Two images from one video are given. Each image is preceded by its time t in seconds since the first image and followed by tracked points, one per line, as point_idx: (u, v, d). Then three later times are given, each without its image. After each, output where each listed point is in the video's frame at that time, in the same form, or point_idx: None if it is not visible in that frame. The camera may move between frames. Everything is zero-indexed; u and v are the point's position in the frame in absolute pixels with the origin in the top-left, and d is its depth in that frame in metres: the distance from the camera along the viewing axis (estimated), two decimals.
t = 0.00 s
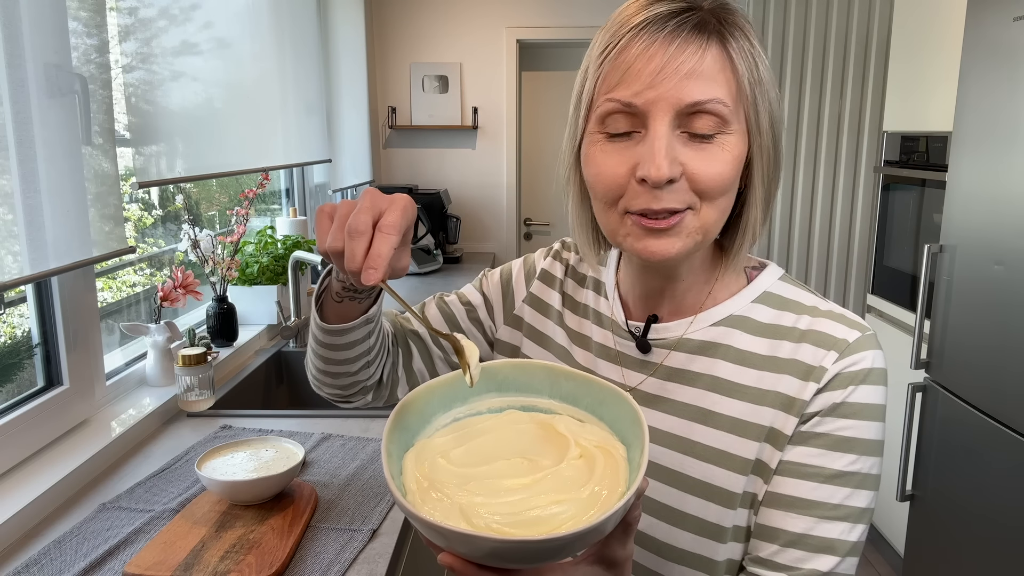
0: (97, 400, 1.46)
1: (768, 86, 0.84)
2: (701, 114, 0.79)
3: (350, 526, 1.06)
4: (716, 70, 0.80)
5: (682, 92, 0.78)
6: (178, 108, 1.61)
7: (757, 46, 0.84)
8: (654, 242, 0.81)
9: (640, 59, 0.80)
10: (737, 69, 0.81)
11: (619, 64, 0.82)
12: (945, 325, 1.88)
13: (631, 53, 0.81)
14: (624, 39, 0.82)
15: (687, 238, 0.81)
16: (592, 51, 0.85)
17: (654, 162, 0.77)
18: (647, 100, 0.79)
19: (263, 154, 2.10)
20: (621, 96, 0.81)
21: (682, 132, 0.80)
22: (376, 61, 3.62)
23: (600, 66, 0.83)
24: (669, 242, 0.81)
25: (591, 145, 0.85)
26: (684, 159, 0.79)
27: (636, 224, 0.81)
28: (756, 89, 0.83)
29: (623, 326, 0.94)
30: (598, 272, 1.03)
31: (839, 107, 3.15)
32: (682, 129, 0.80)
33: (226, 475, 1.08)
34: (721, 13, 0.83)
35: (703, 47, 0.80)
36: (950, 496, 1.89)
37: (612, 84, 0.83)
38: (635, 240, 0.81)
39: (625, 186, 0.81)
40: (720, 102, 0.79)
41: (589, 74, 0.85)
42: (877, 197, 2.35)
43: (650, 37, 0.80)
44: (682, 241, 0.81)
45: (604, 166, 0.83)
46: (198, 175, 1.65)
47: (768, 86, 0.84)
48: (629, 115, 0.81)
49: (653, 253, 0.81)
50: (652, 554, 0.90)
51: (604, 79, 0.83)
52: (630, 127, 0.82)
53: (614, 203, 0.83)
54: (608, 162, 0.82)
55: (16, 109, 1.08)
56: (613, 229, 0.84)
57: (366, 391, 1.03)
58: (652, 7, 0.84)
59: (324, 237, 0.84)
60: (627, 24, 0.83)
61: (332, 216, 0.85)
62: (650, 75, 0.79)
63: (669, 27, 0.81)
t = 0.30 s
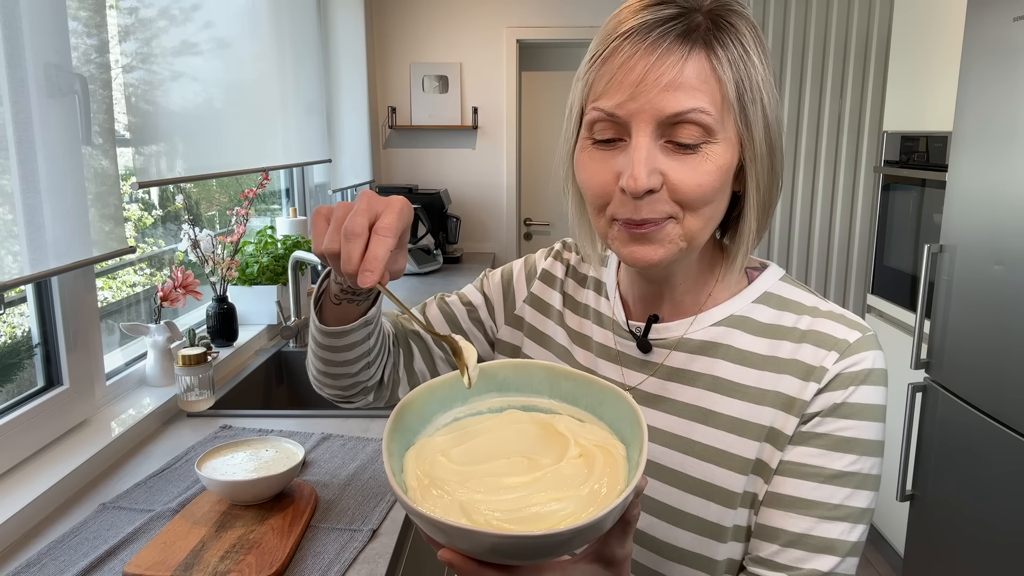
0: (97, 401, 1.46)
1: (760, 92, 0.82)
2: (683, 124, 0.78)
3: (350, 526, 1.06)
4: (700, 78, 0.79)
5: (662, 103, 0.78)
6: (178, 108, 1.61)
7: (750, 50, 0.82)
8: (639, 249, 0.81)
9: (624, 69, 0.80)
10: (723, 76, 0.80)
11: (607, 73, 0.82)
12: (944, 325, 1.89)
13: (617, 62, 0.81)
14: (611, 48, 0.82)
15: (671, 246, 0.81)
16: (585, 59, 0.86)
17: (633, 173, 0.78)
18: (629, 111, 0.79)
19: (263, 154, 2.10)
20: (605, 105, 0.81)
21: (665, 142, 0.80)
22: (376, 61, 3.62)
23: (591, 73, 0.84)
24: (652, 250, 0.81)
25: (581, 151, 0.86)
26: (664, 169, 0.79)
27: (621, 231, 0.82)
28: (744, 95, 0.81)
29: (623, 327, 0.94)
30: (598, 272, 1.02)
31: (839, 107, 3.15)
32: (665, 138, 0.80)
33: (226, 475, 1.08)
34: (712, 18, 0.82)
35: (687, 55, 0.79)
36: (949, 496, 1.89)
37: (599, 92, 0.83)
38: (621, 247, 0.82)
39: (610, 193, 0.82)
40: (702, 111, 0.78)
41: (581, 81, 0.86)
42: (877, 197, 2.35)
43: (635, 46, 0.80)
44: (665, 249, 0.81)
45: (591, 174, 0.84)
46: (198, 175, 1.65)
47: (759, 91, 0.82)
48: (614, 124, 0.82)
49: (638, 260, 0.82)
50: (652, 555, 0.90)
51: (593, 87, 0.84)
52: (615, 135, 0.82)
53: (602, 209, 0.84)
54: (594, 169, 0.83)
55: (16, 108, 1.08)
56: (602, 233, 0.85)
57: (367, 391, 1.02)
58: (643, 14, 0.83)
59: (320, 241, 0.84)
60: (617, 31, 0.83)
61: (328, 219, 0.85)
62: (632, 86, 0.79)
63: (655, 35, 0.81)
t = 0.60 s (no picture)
0: (97, 401, 1.46)
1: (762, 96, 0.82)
2: (682, 123, 0.79)
3: (350, 526, 1.06)
4: (701, 79, 0.79)
5: (663, 102, 0.78)
6: (178, 108, 1.61)
7: (755, 54, 0.82)
8: (636, 247, 0.82)
9: (626, 66, 0.80)
10: (725, 79, 0.80)
11: (610, 70, 0.83)
12: (944, 325, 1.89)
13: (620, 60, 0.82)
14: (616, 45, 0.82)
15: (665, 247, 0.81)
16: (590, 56, 0.86)
17: (629, 170, 0.78)
18: (629, 108, 0.79)
19: (263, 154, 2.10)
20: (607, 101, 0.82)
21: (664, 141, 0.80)
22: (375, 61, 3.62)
23: (595, 70, 0.85)
24: (646, 250, 0.82)
25: (583, 147, 0.86)
26: (662, 167, 0.78)
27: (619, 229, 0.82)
28: (746, 98, 0.81)
29: (625, 324, 0.93)
30: (600, 272, 1.03)
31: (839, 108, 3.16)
32: (664, 137, 0.80)
33: (226, 475, 1.08)
34: (719, 21, 0.82)
35: (689, 55, 0.79)
36: (949, 496, 1.89)
37: (602, 89, 0.83)
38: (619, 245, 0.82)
39: (609, 189, 0.82)
40: (701, 111, 0.78)
41: (585, 77, 0.86)
42: (877, 197, 2.36)
43: (639, 44, 0.81)
44: (659, 249, 0.81)
45: (590, 170, 0.84)
46: (198, 175, 1.65)
47: (761, 94, 0.82)
48: (615, 120, 0.82)
49: (632, 259, 0.82)
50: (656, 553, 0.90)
51: (597, 83, 0.84)
52: (616, 132, 0.82)
53: (602, 205, 0.84)
54: (593, 165, 0.84)
55: (17, 109, 1.08)
56: (601, 230, 0.85)
57: (377, 407, 1.02)
58: (649, 13, 0.84)
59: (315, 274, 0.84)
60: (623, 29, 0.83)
61: (321, 251, 0.84)
62: (632, 83, 0.79)
63: (660, 34, 0.81)
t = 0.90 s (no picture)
0: (97, 401, 1.46)
1: (775, 107, 0.82)
2: (690, 127, 0.79)
3: (351, 526, 1.06)
4: (714, 85, 0.79)
5: (673, 104, 0.78)
6: (178, 108, 1.61)
7: (770, 64, 0.81)
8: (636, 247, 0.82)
9: (641, 65, 0.80)
10: (737, 87, 0.80)
11: (624, 68, 0.82)
12: (944, 325, 1.88)
13: (634, 59, 0.81)
14: (631, 44, 0.82)
15: (664, 247, 0.82)
16: (604, 52, 0.86)
17: (635, 170, 0.78)
18: (639, 108, 0.79)
19: (263, 154, 2.11)
20: (619, 98, 0.81)
21: (671, 143, 0.80)
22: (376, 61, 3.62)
23: (608, 66, 0.84)
24: (646, 248, 0.82)
25: (591, 143, 0.86)
26: (667, 170, 0.79)
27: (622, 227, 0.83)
28: (757, 107, 0.81)
29: (627, 324, 0.94)
30: (603, 271, 1.04)
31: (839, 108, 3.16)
32: (672, 139, 0.80)
33: (226, 475, 1.08)
34: (737, 29, 0.82)
35: (703, 61, 0.79)
36: (950, 496, 1.89)
37: (615, 86, 0.83)
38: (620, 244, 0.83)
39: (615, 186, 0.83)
40: (710, 118, 0.78)
41: (599, 73, 0.86)
42: (877, 197, 2.36)
43: (655, 45, 0.80)
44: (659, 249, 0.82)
45: (596, 166, 0.84)
46: (198, 175, 1.65)
47: (773, 104, 0.82)
48: (624, 119, 0.82)
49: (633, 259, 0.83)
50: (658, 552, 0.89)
51: (610, 80, 0.84)
52: (624, 130, 0.82)
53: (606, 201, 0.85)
54: (600, 162, 0.84)
55: (16, 109, 1.08)
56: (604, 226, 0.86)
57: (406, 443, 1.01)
58: (667, 14, 0.83)
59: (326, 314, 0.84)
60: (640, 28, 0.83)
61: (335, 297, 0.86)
62: (645, 84, 0.79)
63: (676, 36, 0.81)
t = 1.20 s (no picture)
0: (97, 400, 1.46)
1: (785, 101, 0.83)
2: (705, 122, 0.79)
3: (350, 526, 1.06)
4: (727, 81, 0.79)
5: (690, 100, 0.78)
6: (178, 108, 1.61)
7: (779, 59, 0.82)
8: (652, 245, 0.82)
9: (653, 64, 0.80)
10: (750, 83, 0.80)
11: (634, 67, 0.82)
12: (944, 325, 1.88)
13: (645, 57, 0.81)
14: (640, 43, 0.82)
15: (682, 244, 0.82)
16: (610, 52, 0.86)
17: (654, 167, 0.78)
18: (654, 105, 0.79)
19: (263, 154, 2.11)
20: (631, 97, 0.81)
21: (687, 139, 0.80)
22: (376, 62, 3.62)
23: (615, 66, 0.84)
24: (663, 246, 0.82)
25: (600, 143, 0.86)
26: (685, 166, 0.79)
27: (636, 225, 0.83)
28: (768, 101, 0.82)
29: (629, 324, 0.94)
30: (605, 272, 1.04)
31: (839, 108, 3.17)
32: (687, 136, 0.80)
33: (226, 475, 1.08)
34: (745, 25, 0.82)
35: (716, 57, 0.79)
36: (949, 496, 1.89)
37: (624, 86, 0.83)
38: (635, 241, 0.83)
39: (628, 185, 0.82)
40: (725, 112, 0.79)
41: (605, 74, 0.86)
42: (877, 197, 2.36)
43: (666, 43, 0.80)
44: (676, 246, 0.82)
45: (608, 166, 0.84)
46: (198, 175, 1.65)
47: (783, 98, 0.82)
48: (637, 118, 0.81)
49: (647, 255, 0.82)
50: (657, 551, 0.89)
51: (618, 80, 0.84)
52: (637, 129, 0.82)
53: (617, 201, 0.84)
54: (612, 161, 0.83)
55: (17, 109, 1.09)
56: (613, 226, 0.86)
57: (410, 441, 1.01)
58: (672, 12, 0.84)
59: (338, 325, 0.84)
60: (647, 27, 0.83)
61: (347, 306, 0.85)
62: (659, 81, 0.79)
63: (686, 34, 0.81)
